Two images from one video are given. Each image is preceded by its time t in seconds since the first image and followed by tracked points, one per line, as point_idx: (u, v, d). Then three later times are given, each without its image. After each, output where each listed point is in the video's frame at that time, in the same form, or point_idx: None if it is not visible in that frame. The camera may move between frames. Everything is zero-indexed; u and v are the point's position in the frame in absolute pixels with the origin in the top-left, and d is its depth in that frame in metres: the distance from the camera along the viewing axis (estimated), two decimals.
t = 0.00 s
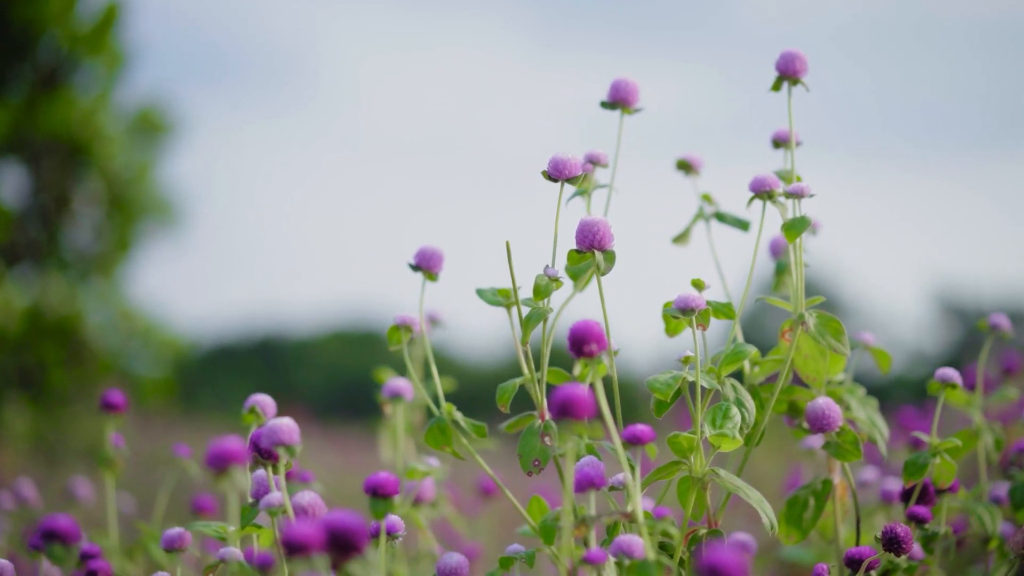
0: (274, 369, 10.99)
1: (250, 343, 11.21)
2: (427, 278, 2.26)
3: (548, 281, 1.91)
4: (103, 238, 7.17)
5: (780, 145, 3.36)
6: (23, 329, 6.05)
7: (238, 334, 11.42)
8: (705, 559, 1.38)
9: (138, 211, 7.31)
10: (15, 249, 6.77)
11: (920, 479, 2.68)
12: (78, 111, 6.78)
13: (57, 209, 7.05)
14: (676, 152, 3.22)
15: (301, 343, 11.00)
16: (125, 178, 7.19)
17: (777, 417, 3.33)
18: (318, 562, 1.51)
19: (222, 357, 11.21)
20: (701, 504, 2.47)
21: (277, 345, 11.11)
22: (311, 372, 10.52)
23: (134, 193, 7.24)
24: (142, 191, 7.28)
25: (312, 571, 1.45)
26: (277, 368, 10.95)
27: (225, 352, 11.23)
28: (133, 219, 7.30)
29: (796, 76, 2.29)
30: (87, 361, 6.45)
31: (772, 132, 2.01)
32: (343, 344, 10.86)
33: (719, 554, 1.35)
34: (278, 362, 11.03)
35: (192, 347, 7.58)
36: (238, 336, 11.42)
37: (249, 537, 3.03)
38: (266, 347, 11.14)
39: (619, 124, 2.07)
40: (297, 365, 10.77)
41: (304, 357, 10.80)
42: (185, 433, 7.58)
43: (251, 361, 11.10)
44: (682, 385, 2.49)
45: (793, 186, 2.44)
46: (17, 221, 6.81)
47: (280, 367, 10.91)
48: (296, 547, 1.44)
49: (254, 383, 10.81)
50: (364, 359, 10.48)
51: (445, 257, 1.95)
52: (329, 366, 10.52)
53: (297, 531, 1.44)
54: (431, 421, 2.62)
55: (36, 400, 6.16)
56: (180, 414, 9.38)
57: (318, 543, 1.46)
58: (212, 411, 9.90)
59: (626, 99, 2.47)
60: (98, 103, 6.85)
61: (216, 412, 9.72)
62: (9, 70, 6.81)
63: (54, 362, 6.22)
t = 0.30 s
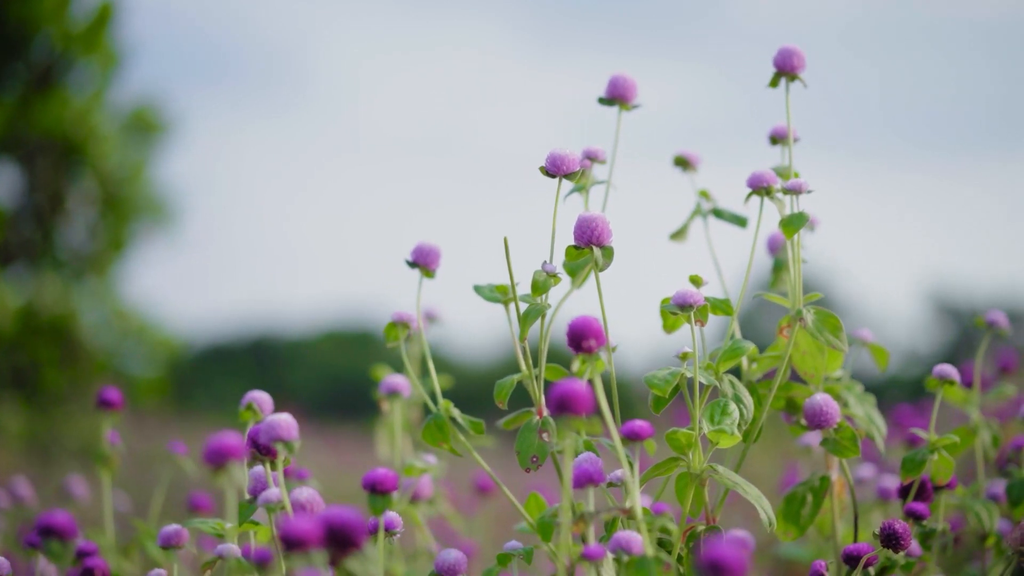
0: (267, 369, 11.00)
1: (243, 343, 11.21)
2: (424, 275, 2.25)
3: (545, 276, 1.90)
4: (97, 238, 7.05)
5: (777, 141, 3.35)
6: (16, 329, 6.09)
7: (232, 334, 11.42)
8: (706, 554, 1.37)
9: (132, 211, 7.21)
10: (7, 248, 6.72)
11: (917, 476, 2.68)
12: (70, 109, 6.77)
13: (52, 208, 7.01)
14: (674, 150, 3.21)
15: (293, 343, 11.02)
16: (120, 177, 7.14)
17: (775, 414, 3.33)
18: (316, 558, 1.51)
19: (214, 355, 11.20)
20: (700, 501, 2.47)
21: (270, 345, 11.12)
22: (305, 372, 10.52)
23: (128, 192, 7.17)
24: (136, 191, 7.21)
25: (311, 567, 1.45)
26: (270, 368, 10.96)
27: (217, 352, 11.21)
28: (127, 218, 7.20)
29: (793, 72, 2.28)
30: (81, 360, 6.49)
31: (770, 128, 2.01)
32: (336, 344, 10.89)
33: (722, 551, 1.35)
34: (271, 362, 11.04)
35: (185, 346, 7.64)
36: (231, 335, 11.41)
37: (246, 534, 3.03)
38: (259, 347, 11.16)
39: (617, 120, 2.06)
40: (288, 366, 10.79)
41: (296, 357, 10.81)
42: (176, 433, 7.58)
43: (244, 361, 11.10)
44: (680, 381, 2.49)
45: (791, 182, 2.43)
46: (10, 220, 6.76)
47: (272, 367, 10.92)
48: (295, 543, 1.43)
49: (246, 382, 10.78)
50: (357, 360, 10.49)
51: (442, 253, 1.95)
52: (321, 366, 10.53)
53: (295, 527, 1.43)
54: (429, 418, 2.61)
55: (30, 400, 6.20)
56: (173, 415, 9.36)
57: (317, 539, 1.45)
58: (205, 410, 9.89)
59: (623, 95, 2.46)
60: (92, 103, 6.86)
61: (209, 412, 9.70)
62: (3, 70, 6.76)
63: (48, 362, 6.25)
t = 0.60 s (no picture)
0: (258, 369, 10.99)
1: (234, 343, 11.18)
2: (420, 273, 2.24)
3: (542, 274, 1.89)
4: (87, 237, 7.01)
5: (774, 140, 3.34)
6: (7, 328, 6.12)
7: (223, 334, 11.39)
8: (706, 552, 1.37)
9: (122, 210, 7.13)
10: None
11: (913, 474, 2.68)
12: (63, 109, 6.71)
13: (42, 207, 7.01)
14: (671, 147, 3.21)
15: (284, 343, 10.99)
16: (111, 177, 7.04)
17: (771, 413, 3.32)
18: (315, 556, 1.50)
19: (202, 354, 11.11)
20: (697, 499, 2.46)
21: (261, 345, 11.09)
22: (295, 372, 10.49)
23: (119, 192, 7.07)
24: (128, 191, 7.12)
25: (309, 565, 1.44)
26: (261, 368, 10.94)
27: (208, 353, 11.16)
28: (118, 217, 7.11)
29: (790, 71, 2.27)
30: (71, 360, 6.47)
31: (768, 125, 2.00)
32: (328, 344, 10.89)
33: (722, 547, 1.34)
34: (262, 362, 11.02)
35: (176, 349, 7.43)
36: (222, 336, 11.37)
37: (241, 534, 3.02)
38: (249, 348, 11.14)
39: (614, 117, 2.05)
40: (279, 366, 10.76)
41: (287, 357, 10.78)
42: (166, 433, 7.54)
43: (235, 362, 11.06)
44: (677, 379, 2.48)
45: (788, 180, 2.42)
46: None
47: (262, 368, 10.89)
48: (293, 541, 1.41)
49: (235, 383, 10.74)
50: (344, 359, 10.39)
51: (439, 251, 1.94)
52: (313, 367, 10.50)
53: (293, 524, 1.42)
54: (424, 416, 2.60)
55: (20, 399, 6.28)
56: (162, 414, 9.33)
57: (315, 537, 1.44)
58: (197, 410, 9.86)
59: (620, 93, 2.45)
60: (85, 101, 6.80)
61: (200, 412, 9.67)
62: None
63: (39, 362, 6.29)
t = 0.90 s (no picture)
0: (243, 370, 10.97)
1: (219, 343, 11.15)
2: (413, 270, 2.23)
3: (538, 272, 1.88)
4: (73, 238, 6.98)
5: (769, 138, 3.33)
6: None
7: (209, 334, 11.34)
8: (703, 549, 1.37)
9: (109, 210, 7.13)
10: None
11: (907, 473, 2.67)
12: (49, 107, 6.72)
13: (29, 206, 6.96)
14: (665, 146, 3.20)
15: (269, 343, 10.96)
16: (97, 176, 7.05)
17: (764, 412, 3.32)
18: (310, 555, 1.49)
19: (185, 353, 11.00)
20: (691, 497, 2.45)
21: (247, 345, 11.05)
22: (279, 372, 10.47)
23: (106, 191, 7.09)
24: (115, 191, 7.13)
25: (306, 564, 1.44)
26: (247, 367, 10.93)
27: (193, 352, 11.10)
28: (105, 217, 7.11)
29: (785, 69, 2.26)
30: (57, 359, 6.41)
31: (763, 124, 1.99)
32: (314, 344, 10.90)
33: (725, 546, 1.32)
34: (248, 362, 11.02)
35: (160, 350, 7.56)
36: (207, 336, 11.33)
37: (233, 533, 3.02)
38: (234, 348, 11.10)
39: (609, 116, 2.05)
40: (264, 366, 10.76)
41: (272, 356, 10.76)
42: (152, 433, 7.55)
43: (220, 361, 11.06)
44: (672, 377, 2.47)
45: (783, 178, 2.41)
46: None
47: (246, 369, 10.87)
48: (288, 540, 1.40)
49: (219, 384, 10.69)
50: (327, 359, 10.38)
51: (433, 249, 1.93)
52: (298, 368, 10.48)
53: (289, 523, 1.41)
54: (418, 415, 2.60)
55: (7, 400, 6.13)
56: (148, 414, 9.29)
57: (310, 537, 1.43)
58: (182, 411, 9.82)
59: (614, 91, 2.44)
60: (71, 100, 6.81)
61: (185, 412, 9.64)
62: None
63: (25, 361, 6.21)
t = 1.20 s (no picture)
0: (230, 370, 10.93)
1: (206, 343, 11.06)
2: (409, 268, 2.22)
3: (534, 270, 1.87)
4: (59, 237, 7.01)
5: (765, 136, 3.33)
6: None
7: (195, 334, 11.26)
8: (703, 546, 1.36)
9: (97, 208, 7.15)
10: None
11: (902, 471, 2.67)
12: (36, 106, 6.73)
13: (15, 206, 6.93)
14: (660, 144, 3.19)
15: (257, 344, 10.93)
16: (84, 175, 7.07)
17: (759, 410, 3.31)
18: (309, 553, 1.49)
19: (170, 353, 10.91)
20: (687, 496, 2.44)
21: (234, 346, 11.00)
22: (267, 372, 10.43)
23: (94, 191, 7.11)
24: (103, 190, 7.16)
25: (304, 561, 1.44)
26: (234, 368, 10.90)
27: (178, 353, 11.00)
28: (92, 216, 7.12)
29: (782, 67, 2.25)
30: (44, 359, 6.39)
31: (759, 122, 1.99)
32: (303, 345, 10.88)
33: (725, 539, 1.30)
34: (234, 363, 10.96)
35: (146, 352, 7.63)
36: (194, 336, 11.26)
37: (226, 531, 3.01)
38: (221, 348, 11.04)
39: (605, 113, 2.05)
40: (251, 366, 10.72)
41: (260, 357, 10.74)
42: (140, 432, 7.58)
43: (207, 362, 10.97)
44: (668, 375, 2.46)
45: (779, 176, 2.40)
46: None
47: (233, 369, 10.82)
48: (287, 538, 1.41)
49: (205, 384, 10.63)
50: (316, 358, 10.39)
51: (428, 246, 1.92)
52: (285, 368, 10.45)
53: (287, 521, 1.42)
54: (413, 413, 2.59)
55: None
56: (136, 414, 9.25)
57: (310, 535, 1.43)
58: (170, 411, 9.78)
59: (610, 88, 2.44)
60: (57, 99, 6.86)
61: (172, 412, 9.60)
62: None
63: (13, 361, 6.17)
